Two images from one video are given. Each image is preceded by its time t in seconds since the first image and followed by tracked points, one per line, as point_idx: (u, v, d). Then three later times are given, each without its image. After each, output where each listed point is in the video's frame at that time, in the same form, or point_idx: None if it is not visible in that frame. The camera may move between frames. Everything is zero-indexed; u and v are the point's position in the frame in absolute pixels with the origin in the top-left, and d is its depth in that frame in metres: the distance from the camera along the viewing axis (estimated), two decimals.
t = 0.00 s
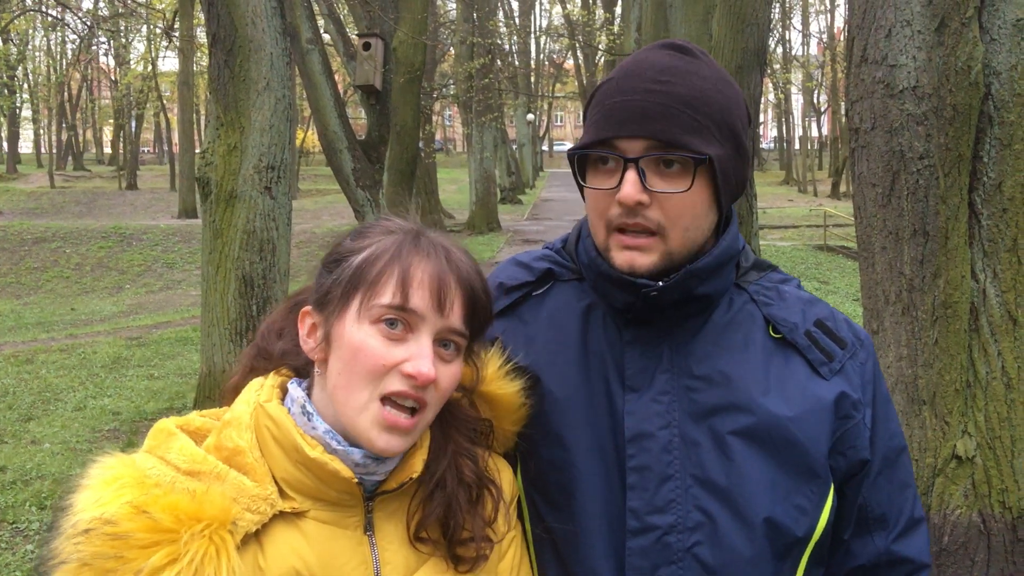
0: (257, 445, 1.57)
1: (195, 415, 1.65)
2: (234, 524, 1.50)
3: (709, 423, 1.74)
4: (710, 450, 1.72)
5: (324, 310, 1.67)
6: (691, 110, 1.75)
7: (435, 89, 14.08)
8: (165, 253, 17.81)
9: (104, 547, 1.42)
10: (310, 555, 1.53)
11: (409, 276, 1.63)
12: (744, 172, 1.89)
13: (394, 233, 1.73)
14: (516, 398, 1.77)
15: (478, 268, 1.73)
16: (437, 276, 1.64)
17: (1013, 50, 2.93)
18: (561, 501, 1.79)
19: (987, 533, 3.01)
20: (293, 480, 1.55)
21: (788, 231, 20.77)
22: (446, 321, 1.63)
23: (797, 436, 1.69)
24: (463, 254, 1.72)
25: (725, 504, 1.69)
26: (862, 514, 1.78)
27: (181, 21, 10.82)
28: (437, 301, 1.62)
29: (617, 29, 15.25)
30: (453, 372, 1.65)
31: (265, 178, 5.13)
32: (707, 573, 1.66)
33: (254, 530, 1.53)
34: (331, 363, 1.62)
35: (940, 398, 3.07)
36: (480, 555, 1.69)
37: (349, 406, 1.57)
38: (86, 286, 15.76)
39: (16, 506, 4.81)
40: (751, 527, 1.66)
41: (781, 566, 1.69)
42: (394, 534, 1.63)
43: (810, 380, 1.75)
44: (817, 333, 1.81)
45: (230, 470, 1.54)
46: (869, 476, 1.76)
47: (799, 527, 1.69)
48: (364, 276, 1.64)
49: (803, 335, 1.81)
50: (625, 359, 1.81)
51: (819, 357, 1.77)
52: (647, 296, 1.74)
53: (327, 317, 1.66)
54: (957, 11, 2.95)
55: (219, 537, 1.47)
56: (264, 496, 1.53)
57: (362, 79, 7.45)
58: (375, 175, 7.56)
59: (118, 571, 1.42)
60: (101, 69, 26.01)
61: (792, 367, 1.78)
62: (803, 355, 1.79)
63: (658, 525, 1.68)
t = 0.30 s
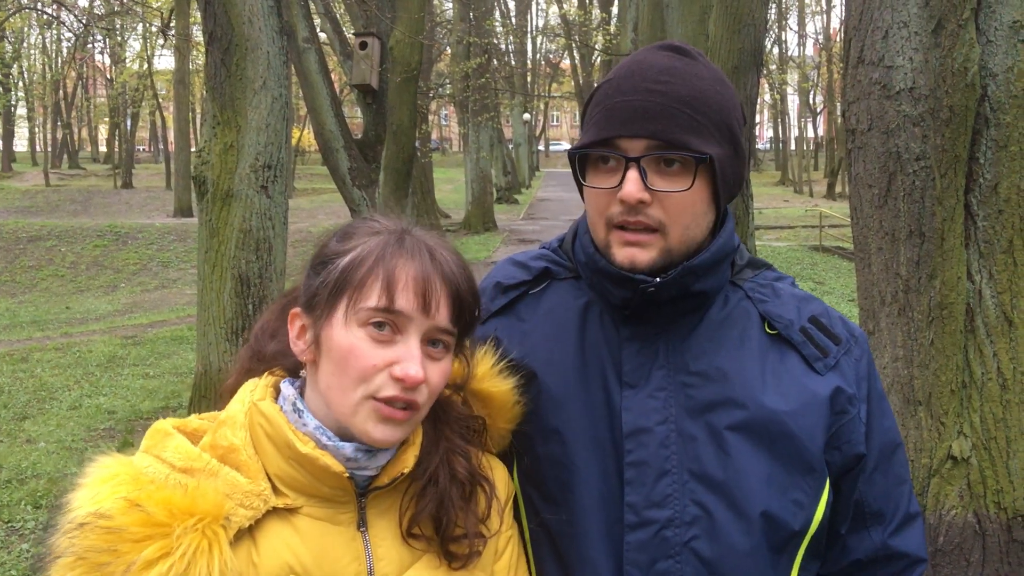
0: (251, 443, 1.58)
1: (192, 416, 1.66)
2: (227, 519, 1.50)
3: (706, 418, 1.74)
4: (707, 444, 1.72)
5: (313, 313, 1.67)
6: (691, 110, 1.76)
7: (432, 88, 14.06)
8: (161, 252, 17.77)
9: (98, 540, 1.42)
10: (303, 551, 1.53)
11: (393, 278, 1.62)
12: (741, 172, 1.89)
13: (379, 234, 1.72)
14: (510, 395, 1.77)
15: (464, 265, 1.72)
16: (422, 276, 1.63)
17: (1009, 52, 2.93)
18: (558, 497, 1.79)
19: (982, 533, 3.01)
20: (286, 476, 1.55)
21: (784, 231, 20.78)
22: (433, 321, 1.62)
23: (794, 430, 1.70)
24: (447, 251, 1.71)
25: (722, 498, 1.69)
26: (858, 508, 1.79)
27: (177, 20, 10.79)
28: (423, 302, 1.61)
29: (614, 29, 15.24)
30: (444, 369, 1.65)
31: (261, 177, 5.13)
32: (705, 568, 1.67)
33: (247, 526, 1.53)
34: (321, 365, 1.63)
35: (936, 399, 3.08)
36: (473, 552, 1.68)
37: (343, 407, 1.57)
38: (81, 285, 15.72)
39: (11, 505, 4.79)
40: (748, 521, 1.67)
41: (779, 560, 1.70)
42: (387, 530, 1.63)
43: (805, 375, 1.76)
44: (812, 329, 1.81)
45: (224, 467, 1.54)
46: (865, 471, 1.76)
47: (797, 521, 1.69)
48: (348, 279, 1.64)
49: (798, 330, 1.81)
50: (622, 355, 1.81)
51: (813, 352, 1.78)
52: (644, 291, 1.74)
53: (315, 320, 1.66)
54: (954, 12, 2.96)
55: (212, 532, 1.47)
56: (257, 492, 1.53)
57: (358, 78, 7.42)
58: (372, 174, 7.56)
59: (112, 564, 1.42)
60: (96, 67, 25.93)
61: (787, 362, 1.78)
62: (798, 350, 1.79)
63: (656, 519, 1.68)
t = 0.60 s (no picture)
0: (252, 436, 1.58)
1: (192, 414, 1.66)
2: (229, 508, 1.50)
3: (704, 406, 1.74)
4: (706, 432, 1.72)
5: (302, 309, 1.68)
6: (685, 110, 1.77)
7: (428, 88, 14.04)
8: (156, 251, 17.72)
9: (101, 528, 1.42)
10: (304, 541, 1.53)
11: (378, 273, 1.62)
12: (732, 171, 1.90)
13: (364, 228, 1.71)
14: (506, 389, 1.79)
15: (450, 255, 1.72)
16: (406, 270, 1.63)
17: (1005, 54, 2.93)
18: (558, 490, 1.78)
19: (977, 534, 3.02)
20: (286, 467, 1.56)
21: (781, 232, 20.82)
22: (419, 313, 1.62)
23: (791, 415, 1.70)
24: (431, 243, 1.70)
25: (722, 485, 1.69)
26: (853, 496, 1.79)
27: (173, 18, 10.77)
28: (407, 295, 1.61)
29: (610, 30, 15.24)
30: (434, 359, 1.65)
31: (258, 176, 5.11)
32: (707, 557, 1.67)
33: (248, 515, 1.53)
34: (314, 361, 1.64)
35: (930, 399, 3.09)
36: (472, 541, 1.68)
37: (335, 401, 1.58)
38: (77, 284, 15.67)
39: (6, 504, 4.77)
40: (748, 507, 1.67)
41: (780, 546, 1.68)
42: (385, 521, 1.63)
43: (800, 363, 1.76)
44: (803, 319, 1.82)
45: (225, 457, 1.54)
46: (860, 458, 1.76)
47: (797, 504, 1.68)
48: (333, 274, 1.64)
49: (790, 321, 1.82)
50: (620, 347, 1.81)
51: (806, 341, 1.78)
52: (640, 281, 1.74)
53: (306, 316, 1.67)
54: (950, 14, 2.96)
55: (213, 519, 1.46)
56: (259, 481, 1.53)
57: (355, 78, 7.40)
58: (368, 173, 7.58)
59: (115, 552, 1.41)
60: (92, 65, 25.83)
61: (782, 350, 1.78)
62: (791, 339, 1.79)
63: (659, 506, 1.68)
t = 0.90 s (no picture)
0: (263, 433, 1.60)
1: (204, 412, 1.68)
2: (240, 501, 1.51)
3: (707, 402, 1.74)
4: (709, 427, 1.72)
5: (309, 314, 1.68)
6: (686, 113, 1.78)
7: (426, 88, 14.04)
8: (154, 250, 17.70)
9: (115, 518, 1.43)
10: (314, 534, 1.54)
11: (380, 280, 1.61)
12: (732, 173, 1.90)
13: (368, 234, 1.71)
14: (511, 387, 1.78)
15: (454, 260, 1.70)
16: (409, 276, 1.62)
17: (1003, 55, 2.94)
18: (562, 485, 1.78)
19: (974, 534, 3.02)
20: (297, 463, 1.57)
21: (778, 233, 20.84)
22: (422, 319, 1.61)
23: (793, 410, 1.70)
24: (435, 248, 1.69)
25: (725, 479, 1.70)
26: (853, 492, 1.79)
27: (171, 17, 10.76)
28: (409, 302, 1.60)
29: (609, 30, 15.25)
30: (439, 364, 1.65)
31: (256, 175, 5.11)
32: (711, 551, 1.67)
33: (259, 509, 1.55)
34: (319, 366, 1.64)
35: (928, 400, 3.09)
36: (479, 540, 1.67)
37: (339, 406, 1.59)
38: (74, 283, 15.65)
39: (3, 502, 4.77)
40: (750, 501, 1.67)
41: (782, 540, 1.68)
42: (393, 517, 1.64)
43: (801, 360, 1.76)
44: (802, 316, 1.83)
45: (238, 453, 1.56)
46: (860, 455, 1.76)
47: (797, 498, 1.68)
48: (337, 280, 1.64)
49: (790, 318, 1.82)
50: (624, 343, 1.81)
51: (806, 338, 1.79)
52: (642, 276, 1.74)
53: (312, 322, 1.67)
54: (948, 15, 2.97)
55: (225, 511, 1.47)
56: (269, 476, 1.55)
57: (353, 77, 7.21)
58: (367, 173, 7.49)
59: (128, 541, 1.42)
60: (89, 64, 25.78)
61: (782, 347, 1.78)
62: (791, 336, 1.80)
63: (663, 499, 1.68)
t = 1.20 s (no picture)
0: (274, 432, 1.60)
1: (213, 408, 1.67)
2: (252, 500, 1.51)
3: (709, 404, 1.74)
4: (711, 429, 1.72)
5: (315, 313, 1.69)
6: (692, 117, 1.79)
7: (425, 87, 14.04)
8: (152, 249, 17.70)
9: (129, 515, 1.43)
10: (324, 535, 1.54)
11: (387, 276, 1.62)
12: (738, 177, 1.91)
13: (374, 232, 1.71)
14: (517, 389, 1.79)
15: (459, 257, 1.71)
16: (415, 271, 1.63)
17: (1003, 56, 2.94)
18: (566, 485, 1.78)
19: (973, 534, 3.02)
20: (308, 463, 1.57)
21: (777, 233, 20.83)
22: (428, 315, 1.62)
23: (793, 412, 1.71)
24: (440, 246, 1.70)
25: (726, 480, 1.70)
26: (852, 493, 1.79)
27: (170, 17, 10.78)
28: (416, 297, 1.61)
29: (608, 30, 15.24)
30: (445, 359, 1.65)
31: (256, 174, 5.11)
32: (712, 552, 1.67)
33: (269, 508, 1.55)
34: (327, 364, 1.65)
35: (927, 400, 3.10)
36: (486, 542, 1.68)
37: (347, 402, 1.59)
38: (72, 282, 15.65)
39: (2, 502, 4.77)
40: (752, 502, 1.68)
41: (781, 541, 1.69)
42: (401, 519, 1.64)
43: (802, 364, 1.77)
44: (804, 320, 1.84)
45: (249, 452, 1.56)
46: (860, 457, 1.76)
47: (798, 500, 1.69)
48: (343, 278, 1.64)
49: (792, 321, 1.83)
50: (627, 345, 1.82)
51: (807, 341, 1.79)
52: (648, 279, 1.74)
53: (319, 320, 1.68)
54: (948, 16, 2.97)
55: (238, 510, 1.48)
56: (280, 476, 1.55)
57: (352, 77, 7.23)
58: (366, 173, 7.48)
59: (141, 538, 1.43)
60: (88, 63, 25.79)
61: (784, 351, 1.79)
62: (793, 339, 1.80)
63: (665, 501, 1.68)
